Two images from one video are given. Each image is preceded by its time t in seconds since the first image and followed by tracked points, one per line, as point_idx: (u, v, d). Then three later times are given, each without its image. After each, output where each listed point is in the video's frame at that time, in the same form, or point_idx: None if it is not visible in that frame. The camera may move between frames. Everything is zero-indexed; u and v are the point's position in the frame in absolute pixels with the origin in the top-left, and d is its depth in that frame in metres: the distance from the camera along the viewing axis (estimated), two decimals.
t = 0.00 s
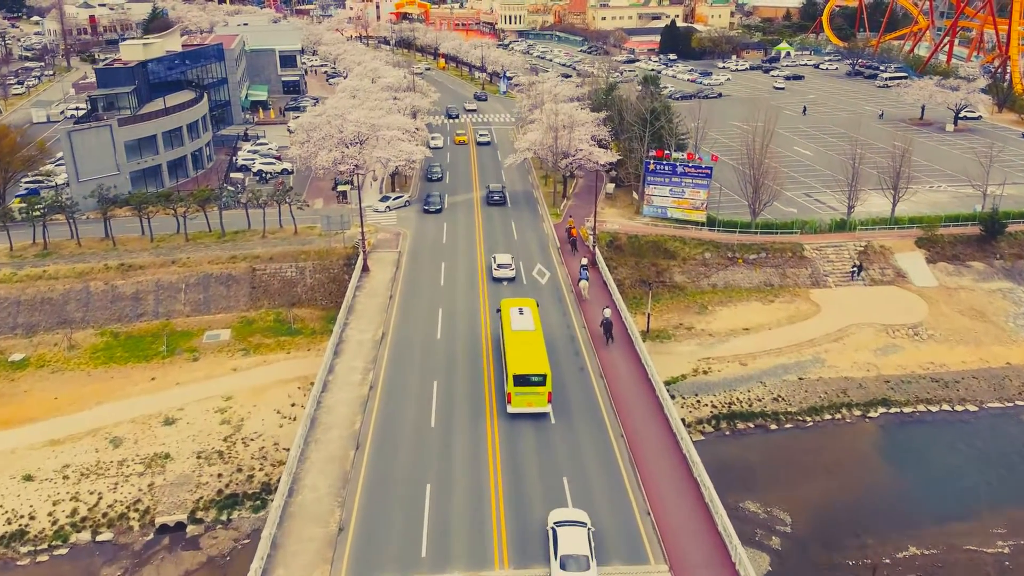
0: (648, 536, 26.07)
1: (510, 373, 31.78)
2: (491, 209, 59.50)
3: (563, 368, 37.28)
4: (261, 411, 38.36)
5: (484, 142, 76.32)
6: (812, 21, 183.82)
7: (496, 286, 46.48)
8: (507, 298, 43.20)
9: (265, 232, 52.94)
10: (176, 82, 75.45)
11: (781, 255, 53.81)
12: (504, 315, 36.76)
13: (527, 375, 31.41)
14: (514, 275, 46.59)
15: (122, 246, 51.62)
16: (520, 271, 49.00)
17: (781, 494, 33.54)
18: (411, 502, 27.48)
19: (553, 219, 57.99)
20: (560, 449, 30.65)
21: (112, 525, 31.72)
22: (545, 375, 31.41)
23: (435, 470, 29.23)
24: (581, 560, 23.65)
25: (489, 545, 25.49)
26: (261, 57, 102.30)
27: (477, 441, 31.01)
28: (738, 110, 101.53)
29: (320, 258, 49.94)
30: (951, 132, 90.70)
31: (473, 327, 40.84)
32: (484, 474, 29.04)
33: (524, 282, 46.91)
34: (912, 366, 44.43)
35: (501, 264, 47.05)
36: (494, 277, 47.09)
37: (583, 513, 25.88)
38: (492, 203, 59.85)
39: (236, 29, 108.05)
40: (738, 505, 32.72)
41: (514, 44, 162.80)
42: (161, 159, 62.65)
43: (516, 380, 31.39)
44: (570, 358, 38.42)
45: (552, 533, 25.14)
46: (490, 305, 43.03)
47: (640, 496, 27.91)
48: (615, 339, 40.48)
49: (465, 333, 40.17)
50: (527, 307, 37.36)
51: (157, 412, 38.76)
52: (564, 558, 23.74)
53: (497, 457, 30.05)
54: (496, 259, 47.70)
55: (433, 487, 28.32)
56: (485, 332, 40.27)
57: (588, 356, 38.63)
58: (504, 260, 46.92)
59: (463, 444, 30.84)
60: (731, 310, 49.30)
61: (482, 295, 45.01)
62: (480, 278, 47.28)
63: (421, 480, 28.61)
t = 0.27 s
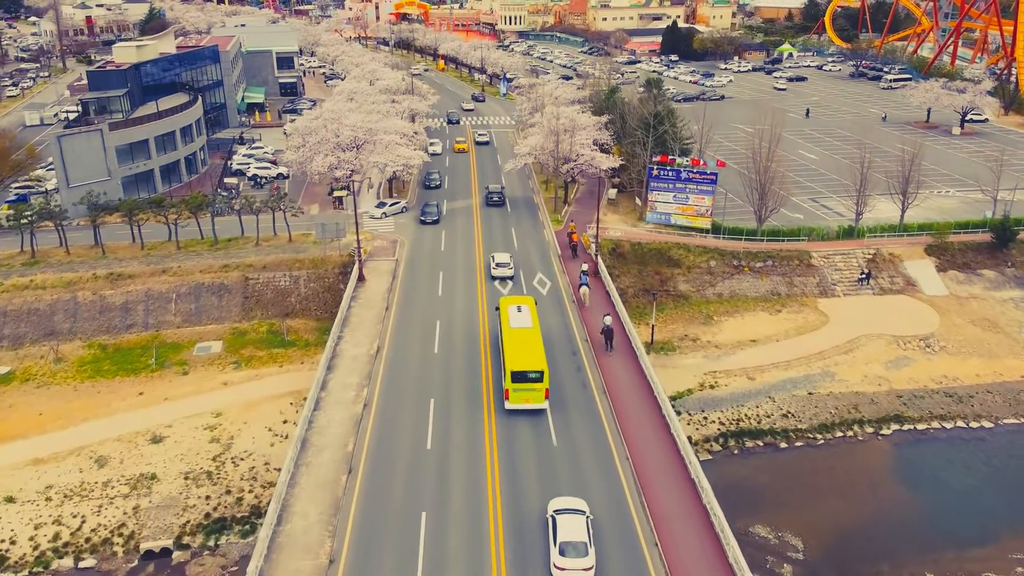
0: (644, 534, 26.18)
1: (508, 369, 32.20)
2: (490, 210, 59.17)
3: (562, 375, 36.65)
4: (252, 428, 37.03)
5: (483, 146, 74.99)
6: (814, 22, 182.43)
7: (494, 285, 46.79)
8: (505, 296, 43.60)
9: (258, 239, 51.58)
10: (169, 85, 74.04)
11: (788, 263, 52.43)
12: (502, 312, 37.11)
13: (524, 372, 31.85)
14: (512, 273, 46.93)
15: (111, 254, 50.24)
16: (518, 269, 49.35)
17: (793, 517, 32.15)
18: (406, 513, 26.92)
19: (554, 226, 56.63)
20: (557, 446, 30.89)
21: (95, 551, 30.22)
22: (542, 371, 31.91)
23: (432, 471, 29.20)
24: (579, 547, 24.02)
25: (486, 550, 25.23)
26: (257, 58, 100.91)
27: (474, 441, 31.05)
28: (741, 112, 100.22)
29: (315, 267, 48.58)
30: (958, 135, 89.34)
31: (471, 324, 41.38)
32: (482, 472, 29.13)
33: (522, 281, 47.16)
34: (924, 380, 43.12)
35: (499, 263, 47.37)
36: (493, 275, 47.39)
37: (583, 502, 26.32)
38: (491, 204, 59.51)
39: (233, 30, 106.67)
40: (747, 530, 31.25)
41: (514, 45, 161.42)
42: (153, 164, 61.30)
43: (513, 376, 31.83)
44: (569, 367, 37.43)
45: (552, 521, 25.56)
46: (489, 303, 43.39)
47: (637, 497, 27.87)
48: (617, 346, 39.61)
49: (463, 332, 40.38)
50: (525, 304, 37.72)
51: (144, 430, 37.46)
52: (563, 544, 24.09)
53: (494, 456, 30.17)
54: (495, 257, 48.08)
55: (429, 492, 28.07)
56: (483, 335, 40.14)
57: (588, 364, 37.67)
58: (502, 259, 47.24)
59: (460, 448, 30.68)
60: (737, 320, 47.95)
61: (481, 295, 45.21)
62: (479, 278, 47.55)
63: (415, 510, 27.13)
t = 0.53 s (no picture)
0: (639, 527, 26.36)
1: (506, 366, 32.49)
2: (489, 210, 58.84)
3: (560, 377, 36.27)
4: (242, 447, 35.68)
5: (483, 151, 73.62)
6: (816, 23, 181.06)
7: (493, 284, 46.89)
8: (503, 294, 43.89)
9: (251, 248, 50.20)
10: (163, 88, 72.71)
11: (796, 272, 51.06)
12: (500, 311, 37.39)
13: (522, 369, 32.10)
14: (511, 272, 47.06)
15: (100, 263, 48.87)
16: (517, 268, 49.29)
17: (805, 542, 30.74)
18: (404, 515, 26.86)
19: (555, 234, 55.22)
20: (555, 441, 31.11)
21: None
22: (540, 368, 32.14)
23: (430, 470, 29.34)
24: (577, 534, 24.56)
25: (483, 548, 25.28)
26: (254, 61, 99.57)
27: (473, 440, 31.20)
28: (744, 115, 98.89)
29: (309, 275, 47.21)
30: (964, 138, 88.01)
31: (469, 322, 41.58)
32: (480, 468, 29.35)
33: (521, 280, 47.20)
34: (937, 395, 41.78)
35: (497, 261, 47.53)
36: (491, 275, 47.45)
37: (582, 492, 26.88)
38: (490, 204, 59.18)
39: (229, 31, 105.32)
40: (758, 557, 29.80)
41: (514, 46, 160.06)
42: (145, 169, 59.96)
43: (511, 373, 32.10)
44: (569, 374, 36.53)
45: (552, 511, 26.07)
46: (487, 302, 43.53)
47: (633, 492, 27.94)
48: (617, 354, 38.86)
49: (462, 331, 40.56)
50: (523, 302, 37.98)
51: (130, 449, 36.13)
52: (563, 531, 24.64)
53: (491, 453, 30.37)
54: (493, 257, 48.17)
55: (427, 491, 28.15)
56: (481, 335, 40.13)
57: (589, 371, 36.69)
58: (501, 257, 47.35)
59: (458, 447, 30.77)
60: (743, 331, 46.60)
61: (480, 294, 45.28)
62: (478, 277, 47.53)
63: (412, 539, 25.74)
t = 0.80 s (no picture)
0: (635, 522, 26.48)
1: (504, 363, 32.50)
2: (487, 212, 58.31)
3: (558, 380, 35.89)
4: (231, 468, 34.34)
5: (482, 155, 72.24)
6: (819, 24, 179.63)
7: (493, 283, 46.79)
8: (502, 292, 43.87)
9: (244, 256, 48.86)
10: (157, 91, 71.38)
11: (804, 281, 49.70)
12: (499, 308, 37.38)
13: (520, 366, 32.10)
14: (510, 272, 47.00)
15: (89, 272, 47.52)
16: (517, 269, 49.02)
17: (818, 568, 29.38)
18: (402, 516, 26.80)
19: (556, 241, 53.79)
20: (553, 437, 31.20)
21: None
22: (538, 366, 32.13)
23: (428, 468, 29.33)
24: (576, 521, 24.96)
25: (480, 546, 25.35)
26: (251, 62, 98.43)
27: (471, 438, 31.16)
28: (747, 118, 97.54)
29: (303, 285, 45.86)
30: (971, 142, 86.65)
31: (467, 323, 41.51)
32: (478, 465, 29.42)
33: (520, 280, 47.04)
34: (951, 410, 40.45)
35: (496, 261, 47.51)
36: (491, 274, 47.35)
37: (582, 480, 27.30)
38: (489, 205, 58.62)
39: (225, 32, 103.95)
40: None
41: (514, 47, 158.64)
42: (137, 175, 58.62)
43: (509, 370, 32.10)
44: (569, 383, 35.67)
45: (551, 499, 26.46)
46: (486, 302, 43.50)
47: (630, 489, 27.97)
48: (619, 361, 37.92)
49: (461, 331, 40.54)
50: (522, 299, 37.94)
51: (116, 469, 34.80)
52: (563, 518, 25.06)
53: (488, 450, 30.44)
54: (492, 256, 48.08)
55: (425, 490, 28.17)
56: (479, 335, 40.05)
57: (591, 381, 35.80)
58: (500, 257, 47.27)
59: (455, 446, 30.74)
60: (751, 343, 45.23)
61: (479, 294, 45.15)
62: (477, 278, 47.30)
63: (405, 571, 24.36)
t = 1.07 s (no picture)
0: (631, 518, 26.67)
1: (502, 361, 32.74)
2: (486, 213, 57.82)
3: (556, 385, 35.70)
4: (219, 490, 33.00)
5: (482, 160, 70.83)
6: (821, 24, 178.28)
7: (491, 283, 46.74)
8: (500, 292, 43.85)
9: (236, 265, 47.49)
10: (150, 94, 69.95)
11: (812, 291, 48.36)
12: (498, 307, 37.64)
13: (518, 364, 32.34)
14: (509, 271, 47.04)
15: (76, 282, 46.14)
16: (516, 270, 48.81)
17: None
18: (400, 515, 26.85)
19: (558, 249, 52.35)
20: (550, 436, 31.43)
21: None
22: (536, 364, 32.33)
23: (426, 468, 29.44)
24: (576, 508, 25.50)
25: (477, 543, 25.52)
26: (247, 64, 96.93)
27: (468, 439, 31.25)
28: (751, 121, 96.13)
29: (297, 296, 44.49)
30: (978, 145, 85.30)
31: (465, 323, 41.57)
32: (475, 464, 29.61)
33: (519, 280, 47.03)
34: (967, 428, 39.11)
35: (495, 260, 47.49)
36: (490, 274, 47.34)
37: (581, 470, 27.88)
38: (488, 206, 58.13)
39: (222, 33, 102.55)
40: None
41: (514, 48, 157.24)
42: (128, 181, 57.27)
43: (507, 368, 32.36)
44: (569, 393, 35.06)
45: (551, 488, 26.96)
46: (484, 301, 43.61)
47: (627, 488, 28.11)
48: (620, 371, 37.13)
49: (459, 330, 40.66)
50: (520, 299, 38.22)
51: (100, 491, 33.45)
52: (563, 506, 25.61)
53: (486, 449, 30.64)
54: (490, 256, 48.07)
55: (422, 488, 28.29)
56: (476, 335, 40.15)
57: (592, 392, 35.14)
58: (498, 257, 47.33)
59: (453, 445, 30.85)
60: (758, 356, 43.84)
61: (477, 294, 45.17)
62: (475, 278, 47.18)
63: None
